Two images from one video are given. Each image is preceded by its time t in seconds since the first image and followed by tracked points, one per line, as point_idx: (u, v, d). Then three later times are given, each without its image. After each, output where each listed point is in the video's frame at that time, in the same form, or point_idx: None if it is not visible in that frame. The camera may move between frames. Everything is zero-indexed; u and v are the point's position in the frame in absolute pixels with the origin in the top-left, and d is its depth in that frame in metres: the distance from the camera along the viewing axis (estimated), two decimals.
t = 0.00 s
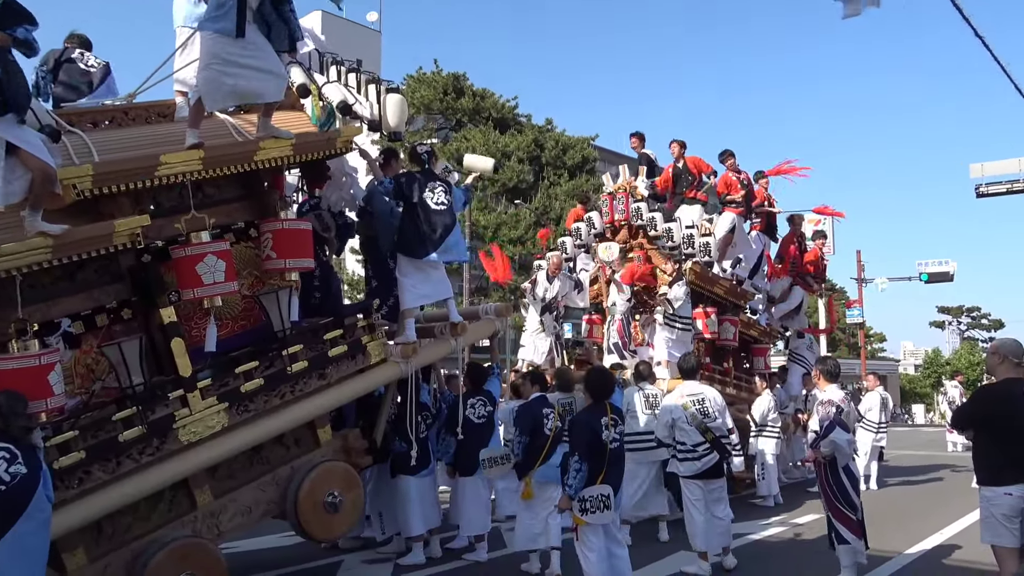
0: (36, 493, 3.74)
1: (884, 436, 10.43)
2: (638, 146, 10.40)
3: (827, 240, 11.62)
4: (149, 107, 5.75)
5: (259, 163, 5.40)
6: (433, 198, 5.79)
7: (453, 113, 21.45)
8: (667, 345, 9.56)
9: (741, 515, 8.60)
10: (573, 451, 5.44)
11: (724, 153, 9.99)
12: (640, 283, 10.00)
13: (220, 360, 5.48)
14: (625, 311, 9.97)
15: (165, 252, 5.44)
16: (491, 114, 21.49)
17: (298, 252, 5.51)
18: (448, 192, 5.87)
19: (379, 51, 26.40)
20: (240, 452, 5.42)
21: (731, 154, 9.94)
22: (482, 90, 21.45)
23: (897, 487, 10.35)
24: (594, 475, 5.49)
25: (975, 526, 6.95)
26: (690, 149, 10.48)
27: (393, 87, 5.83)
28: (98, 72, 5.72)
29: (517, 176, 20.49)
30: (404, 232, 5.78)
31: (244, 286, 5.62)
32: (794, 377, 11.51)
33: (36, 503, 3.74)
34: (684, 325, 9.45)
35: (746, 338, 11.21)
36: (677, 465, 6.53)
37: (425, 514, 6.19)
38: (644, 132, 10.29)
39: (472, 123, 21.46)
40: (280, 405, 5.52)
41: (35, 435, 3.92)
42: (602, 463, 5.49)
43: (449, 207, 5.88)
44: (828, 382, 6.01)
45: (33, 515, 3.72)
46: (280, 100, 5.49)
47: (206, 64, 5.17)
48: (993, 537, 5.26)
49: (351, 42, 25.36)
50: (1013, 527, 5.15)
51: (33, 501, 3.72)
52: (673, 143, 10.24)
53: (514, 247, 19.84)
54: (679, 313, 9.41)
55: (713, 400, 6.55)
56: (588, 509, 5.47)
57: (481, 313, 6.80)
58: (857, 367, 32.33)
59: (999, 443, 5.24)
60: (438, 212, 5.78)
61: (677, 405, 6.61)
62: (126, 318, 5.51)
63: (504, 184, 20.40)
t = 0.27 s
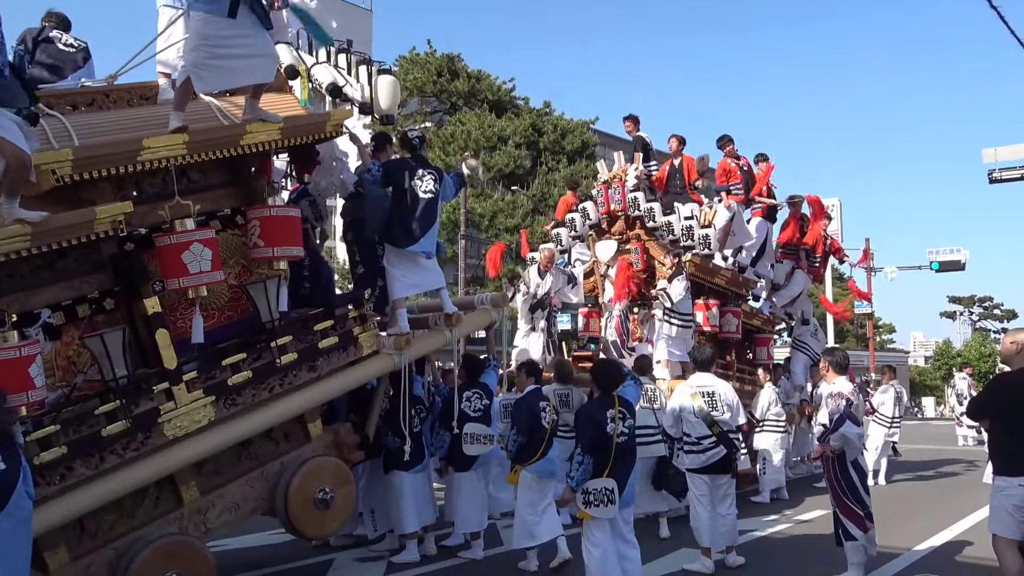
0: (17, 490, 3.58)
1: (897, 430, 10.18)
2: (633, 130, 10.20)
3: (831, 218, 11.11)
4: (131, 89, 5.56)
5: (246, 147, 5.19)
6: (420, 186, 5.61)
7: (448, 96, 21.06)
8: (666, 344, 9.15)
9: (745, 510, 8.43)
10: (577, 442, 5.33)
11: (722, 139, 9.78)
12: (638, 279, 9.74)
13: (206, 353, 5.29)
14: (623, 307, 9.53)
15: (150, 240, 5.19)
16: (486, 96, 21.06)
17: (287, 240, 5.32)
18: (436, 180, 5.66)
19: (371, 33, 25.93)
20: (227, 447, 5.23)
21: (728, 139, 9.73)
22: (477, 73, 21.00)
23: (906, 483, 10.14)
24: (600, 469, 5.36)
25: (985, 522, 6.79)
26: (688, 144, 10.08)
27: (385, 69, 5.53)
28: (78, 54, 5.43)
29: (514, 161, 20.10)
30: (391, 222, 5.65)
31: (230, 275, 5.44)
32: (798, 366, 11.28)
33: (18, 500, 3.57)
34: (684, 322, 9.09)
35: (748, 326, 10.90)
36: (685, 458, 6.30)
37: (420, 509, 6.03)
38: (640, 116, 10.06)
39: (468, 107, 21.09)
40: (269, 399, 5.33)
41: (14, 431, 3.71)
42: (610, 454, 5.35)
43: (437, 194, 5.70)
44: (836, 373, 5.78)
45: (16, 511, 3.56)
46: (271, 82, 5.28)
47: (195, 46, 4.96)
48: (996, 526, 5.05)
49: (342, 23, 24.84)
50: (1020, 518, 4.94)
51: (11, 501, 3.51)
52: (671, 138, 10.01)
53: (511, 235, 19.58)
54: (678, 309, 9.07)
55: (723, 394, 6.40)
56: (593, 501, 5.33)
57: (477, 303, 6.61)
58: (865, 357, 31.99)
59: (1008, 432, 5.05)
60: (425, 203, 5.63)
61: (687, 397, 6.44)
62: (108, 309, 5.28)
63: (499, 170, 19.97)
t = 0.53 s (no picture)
0: None
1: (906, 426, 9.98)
2: (630, 115, 10.00)
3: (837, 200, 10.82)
4: (113, 73, 5.38)
5: (233, 134, 5.01)
6: (410, 172, 5.53)
7: (441, 81, 20.44)
8: (665, 342, 8.79)
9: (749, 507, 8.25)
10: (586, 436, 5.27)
11: (724, 125, 9.59)
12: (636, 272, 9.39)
13: (192, 346, 5.06)
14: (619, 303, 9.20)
15: (134, 231, 5.05)
16: (480, 82, 20.54)
17: (275, 229, 5.14)
18: (424, 165, 5.59)
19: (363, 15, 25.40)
20: (215, 444, 5.07)
21: (729, 125, 9.56)
22: (472, 57, 20.39)
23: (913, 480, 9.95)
24: (607, 465, 5.23)
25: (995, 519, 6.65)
26: (685, 108, 9.94)
27: (376, 53, 5.33)
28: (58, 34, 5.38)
29: (509, 148, 19.59)
30: (382, 211, 5.49)
31: (216, 267, 5.25)
32: (802, 358, 10.92)
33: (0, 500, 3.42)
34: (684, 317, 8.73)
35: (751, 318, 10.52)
36: (696, 450, 6.16)
37: (415, 506, 5.88)
38: (637, 102, 9.87)
39: (462, 92, 20.49)
40: (257, 394, 5.17)
41: None
42: (621, 448, 5.23)
43: (428, 178, 5.62)
44: (844, 367, 5.64)
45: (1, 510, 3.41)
46: (261, 66, 5.11)
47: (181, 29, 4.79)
48: (1002, 521, 5.01)
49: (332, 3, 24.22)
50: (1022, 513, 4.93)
51: None
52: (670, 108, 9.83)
53: (507, 225, 19.16)
54: (676, 302, 8.73)
55: (739, 388, 6.20)
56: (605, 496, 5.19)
57: (472, 294, 6.42)
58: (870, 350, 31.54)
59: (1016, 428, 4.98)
60: (414, 187, 5.54)
61: (701, 388, 6.28)
62: (91, 301, 5.12)
63: (495, 157, 19.51)
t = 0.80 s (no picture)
0: None
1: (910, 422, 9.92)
2: (627, 103, 9.81)
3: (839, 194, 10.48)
4: (92, 54, 5.21)
5: (216, 118, 4.83)
6: (402, 160, 5.36)
7: (433, 63, 19.87)
8: (661, 340, 8.58)
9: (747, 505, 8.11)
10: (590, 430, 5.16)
11: (721, 113, 9.41)
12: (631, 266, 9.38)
13: (173, 339, 4.95)
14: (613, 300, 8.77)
15: (113, 218, 4.81)
16: (474, 65, 19.95)
17: (260, 218, 4.97)
18: (416, 151, 5.43)
19: None
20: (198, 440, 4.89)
21: (728, 113, 9.37)
22: (466, 40, 19.85)
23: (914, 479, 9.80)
24: (608, 461, 5.14)
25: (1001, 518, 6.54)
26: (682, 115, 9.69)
27: (365, 35, 5.20)
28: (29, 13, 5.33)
29: (504, 134, 19.03)
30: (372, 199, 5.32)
31: (199, 257, 5.03)
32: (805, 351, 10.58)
33: None
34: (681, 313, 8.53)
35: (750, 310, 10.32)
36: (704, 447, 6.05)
37: (404, 503, 5.74)
38: (633, 91, 9.69)
39: (455, 75, 19.96)
40: (242, 388, 4.98)
41: None
42: (621, 442, 5.12)
43: (420, 164, 5.46)
44: (850, 362, 5.56)
45: None
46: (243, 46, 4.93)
47: (161, 8, 4.60)
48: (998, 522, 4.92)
49: None
50: (1017, 515, 4.84)
51: None
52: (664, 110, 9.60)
53: (500, 214, 18.72)
54: (672, 298, 8.50)
55: (750, 382, 5.99)
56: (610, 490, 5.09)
57: (464, 286, 6.23)
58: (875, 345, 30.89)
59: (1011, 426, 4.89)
60: (407, 174, 5.38)
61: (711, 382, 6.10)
62: (69, 292, 4.87)
63: (489, 144, 18.89)
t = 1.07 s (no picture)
0: None
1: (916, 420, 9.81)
2: (622, 92, 9.67)
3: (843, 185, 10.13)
4: (69, 34, 5.01)
5: (199, 101, 4.65)
6: (392, 147, 5.14)
7: (424, 46, 19.52)
8: (659, 340, 8.41)
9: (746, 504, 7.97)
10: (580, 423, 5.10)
11: (724, 101, 9.26)
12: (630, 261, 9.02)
13: (155, 330, 4.67)
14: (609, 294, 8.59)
15: (92, 205, 4.59)
16: (468, 48, 19.65)
17: (245, 206, 4.79)
18: (406, 141, 5.21)
19: None
20: (179, 435, 4.71)
21: (729, 101, 9.23)
22: (458, 22, 19.56)
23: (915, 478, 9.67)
24: (600, 459, 5.01)
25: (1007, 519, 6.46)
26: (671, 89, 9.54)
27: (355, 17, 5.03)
28: None
29: (498, 121, 18.56)
30: (359, 186, 5.12)
31: (181, 245, 4.87)
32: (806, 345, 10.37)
33: None
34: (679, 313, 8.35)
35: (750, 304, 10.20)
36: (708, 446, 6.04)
37: (392, 502, 5.60)
38: (630, 79, 9.54)
39: (446, 59, 19.63)
40: (225, 381, 4.81)
41: None
42: (613, 440, 4.99)
43: (410, 155, 5.28)
44: (856, 359, 5.48)
45: None
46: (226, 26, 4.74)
47: None
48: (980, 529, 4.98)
49: None
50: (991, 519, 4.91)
51: None
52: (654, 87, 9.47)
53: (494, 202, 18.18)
54: (671, 297, 8.32)
55: (754, 379, 5.96)
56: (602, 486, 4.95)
57: (456, 277, 6.08)
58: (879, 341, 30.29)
59: (990, 435, 4.94)
60: (396, 162, 5.18)
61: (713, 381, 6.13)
62: (46, 280, 4.68)
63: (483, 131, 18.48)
